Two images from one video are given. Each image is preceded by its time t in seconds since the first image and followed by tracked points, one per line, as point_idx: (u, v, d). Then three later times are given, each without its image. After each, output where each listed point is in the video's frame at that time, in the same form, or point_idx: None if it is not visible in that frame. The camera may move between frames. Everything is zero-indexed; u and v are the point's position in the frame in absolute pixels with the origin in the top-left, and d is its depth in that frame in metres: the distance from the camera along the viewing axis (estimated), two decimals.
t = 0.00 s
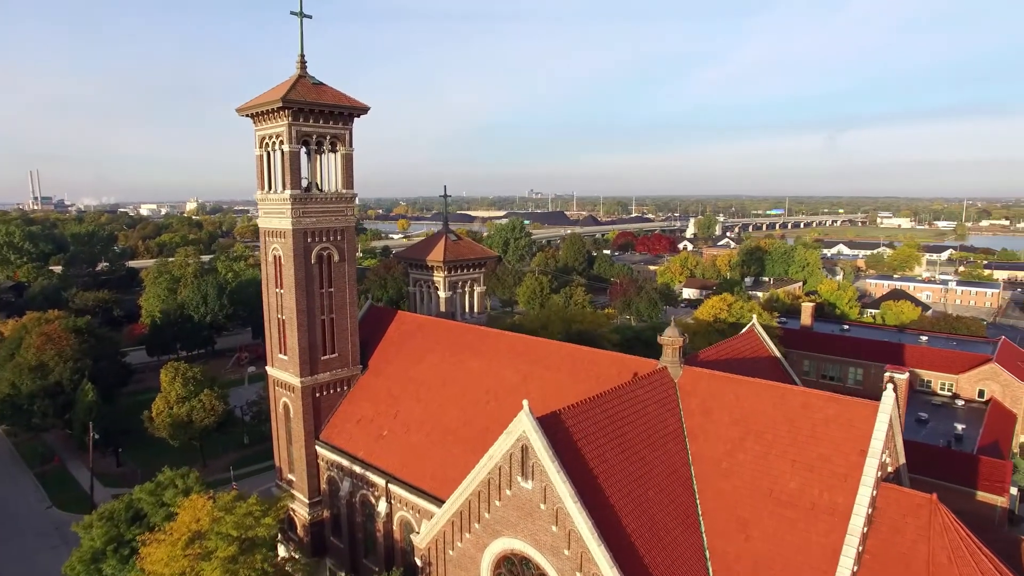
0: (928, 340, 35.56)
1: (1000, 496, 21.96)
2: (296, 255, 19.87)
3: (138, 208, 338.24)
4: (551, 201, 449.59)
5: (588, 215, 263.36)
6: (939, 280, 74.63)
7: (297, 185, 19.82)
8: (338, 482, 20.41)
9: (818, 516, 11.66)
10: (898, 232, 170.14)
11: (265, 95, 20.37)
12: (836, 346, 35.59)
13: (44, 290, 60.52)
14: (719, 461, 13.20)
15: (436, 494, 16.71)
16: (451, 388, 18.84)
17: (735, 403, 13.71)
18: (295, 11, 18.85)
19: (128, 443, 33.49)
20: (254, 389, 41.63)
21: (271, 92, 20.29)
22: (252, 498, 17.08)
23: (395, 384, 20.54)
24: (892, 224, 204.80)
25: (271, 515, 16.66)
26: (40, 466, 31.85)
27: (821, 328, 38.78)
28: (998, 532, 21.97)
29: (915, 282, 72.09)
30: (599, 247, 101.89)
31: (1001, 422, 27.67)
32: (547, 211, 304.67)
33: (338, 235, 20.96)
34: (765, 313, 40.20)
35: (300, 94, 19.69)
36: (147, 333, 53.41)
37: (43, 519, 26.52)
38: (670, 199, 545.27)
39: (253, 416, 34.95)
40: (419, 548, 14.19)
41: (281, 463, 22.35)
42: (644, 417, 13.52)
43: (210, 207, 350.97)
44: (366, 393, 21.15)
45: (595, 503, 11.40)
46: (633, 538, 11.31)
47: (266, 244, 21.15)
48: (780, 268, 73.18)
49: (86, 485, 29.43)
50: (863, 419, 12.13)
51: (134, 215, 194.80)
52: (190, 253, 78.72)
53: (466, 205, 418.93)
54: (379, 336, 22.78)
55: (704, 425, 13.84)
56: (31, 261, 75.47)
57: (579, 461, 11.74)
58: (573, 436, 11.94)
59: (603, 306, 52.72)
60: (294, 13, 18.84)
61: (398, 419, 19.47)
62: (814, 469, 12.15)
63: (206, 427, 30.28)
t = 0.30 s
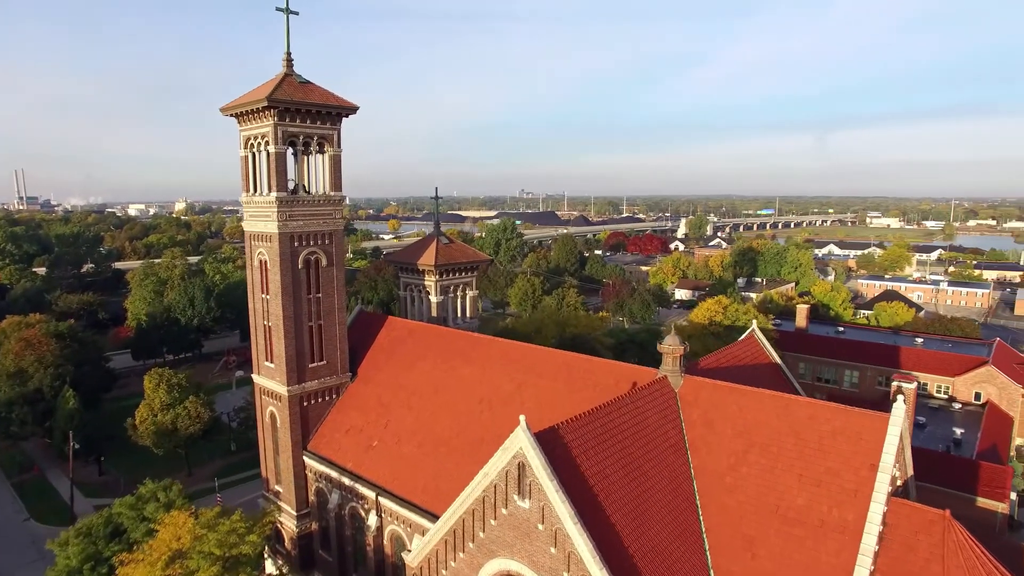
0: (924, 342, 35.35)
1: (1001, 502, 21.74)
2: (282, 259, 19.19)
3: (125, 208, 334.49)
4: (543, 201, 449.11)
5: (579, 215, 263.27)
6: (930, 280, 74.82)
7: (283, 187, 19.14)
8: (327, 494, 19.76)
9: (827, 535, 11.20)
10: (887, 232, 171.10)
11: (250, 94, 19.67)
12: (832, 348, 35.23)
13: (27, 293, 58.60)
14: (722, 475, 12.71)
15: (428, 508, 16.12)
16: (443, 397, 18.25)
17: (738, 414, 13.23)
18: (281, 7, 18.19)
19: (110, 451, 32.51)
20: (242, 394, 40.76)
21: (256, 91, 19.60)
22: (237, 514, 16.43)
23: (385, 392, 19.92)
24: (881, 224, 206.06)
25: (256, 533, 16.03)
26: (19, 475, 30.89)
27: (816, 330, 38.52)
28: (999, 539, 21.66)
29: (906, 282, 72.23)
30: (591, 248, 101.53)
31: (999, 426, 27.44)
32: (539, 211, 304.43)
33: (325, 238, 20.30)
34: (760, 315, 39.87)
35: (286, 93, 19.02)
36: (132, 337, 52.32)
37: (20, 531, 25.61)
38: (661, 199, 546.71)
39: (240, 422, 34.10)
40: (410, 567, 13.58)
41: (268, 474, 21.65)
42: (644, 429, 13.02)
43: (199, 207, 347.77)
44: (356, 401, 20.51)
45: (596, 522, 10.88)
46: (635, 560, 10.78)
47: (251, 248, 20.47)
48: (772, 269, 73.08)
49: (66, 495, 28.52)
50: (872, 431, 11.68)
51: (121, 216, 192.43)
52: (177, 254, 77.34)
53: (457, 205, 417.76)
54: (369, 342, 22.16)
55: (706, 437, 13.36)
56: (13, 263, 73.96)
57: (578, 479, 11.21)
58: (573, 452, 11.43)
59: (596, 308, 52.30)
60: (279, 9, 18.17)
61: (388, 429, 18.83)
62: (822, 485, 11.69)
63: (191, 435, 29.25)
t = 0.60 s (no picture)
0: (918, 345, 35.15)
1: (1002, 508, 21.48)
2: (267, 264, 18.51)
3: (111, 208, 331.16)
4: (533, 200, 448.75)
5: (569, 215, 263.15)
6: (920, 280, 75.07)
7: (268, 190, 18.47)
8: (315, 507, 19.11)
9: (838, 554, 10.75)
10: (876, 232, 172.13)
11: (234, 93, 18.96)
12: (827, 351, 34.95)
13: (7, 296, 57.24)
14: (726, 490, 12.25)
15: (419, 524, 15.53)
16: (435, 407, 17.66)
17: (743, 426, 12.75)
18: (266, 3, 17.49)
19: (91, 460, 31.59)
20: (228, 400, 39.93)
21: (240, 90, 18.89)
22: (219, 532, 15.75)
23: (376, 401, 19.29)
24: (869, 224, 207.35)
25: (239, 552, 15.37)
26: None
27: (811, 332, 38.25)
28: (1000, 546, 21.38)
29: (897, 283, 72.37)
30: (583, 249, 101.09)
31: (996, 430, 27.23)
32: (529, 211, 304.14)
33: (312, 242, 19.64)
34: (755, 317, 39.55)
35: (272, 93, 18.33)
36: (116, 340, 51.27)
37: None
38: (651, 199, 548.00)
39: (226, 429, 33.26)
40: None
41: (254, 486, 20.96)
42: (645, 443, 12.51)
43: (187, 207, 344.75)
44: (345, 410, 19.88)
45: (597, 544, 10.36)
46: None
47: (236, 253, 19.79)
48: (764, 269, 72.98)
49: (44, 506, 27.60)
50: (882, 446, 11.23)
51: (107, 215, 189.72)
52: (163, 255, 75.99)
53: (447, 205, 416.60)
54: (358, 349, 21.52)
55: (710, 451, 12.87)
56: None
57: (579, 498, 10.68)
58: (573, 470, 10.91)
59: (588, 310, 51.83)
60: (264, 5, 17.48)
61: (378, 440, 18.23)
62: (832, 502, 11.24)
63: (175, 443, 28.29)
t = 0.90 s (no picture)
0: (913, 347, 34.96)
1: (1001, 514, 21.21)
2: (251, 270, 17.82)
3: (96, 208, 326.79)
4: (523, 200, 448.14)
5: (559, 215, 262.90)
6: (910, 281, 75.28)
7: (252, 193, 17.78)
8: (302, 521, 18.45)
9: None
10: (864, 232, 173.16)
11: (216, 91, 18.24)
12: (822, 353, 34.67)
13: None
14: (732, 508, 11.77)
15: (409, 540, 14.95)
16: (426, 418, 17.06)
17: (748, 440, 12.28)
18: None
19: (69, 471, 30.60)
20: (213, 406, 39.03)
21: (223, 88, 18.18)
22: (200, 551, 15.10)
23: (365, 411, 18.66)
24: (857, 224, 208.64)
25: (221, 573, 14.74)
26: None
27: (805, 335, 37.98)
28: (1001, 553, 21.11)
29: (887, 283, 72.50)
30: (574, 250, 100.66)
31: (993, 432, 27.07)
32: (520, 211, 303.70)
33: (298, 246, 18.95)
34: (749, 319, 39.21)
35: (256, 91, 17.62)
36: (98, 345, 50.08)
37: None
38: (640, 199, 549.14)
39: (211, 437, 32.38)
40: None
41: (238, 499, 20.26)
42: (648, 459, 12.00)
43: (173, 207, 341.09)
44: (333, 420, 19.22)
45: (598, 569, 9.85)
46: None
47: (219, 258, 19.07)
48: (755, 270, 72.89)
49: (19, 519, 26.61)
50: (893, 461, 10.78)
51: (92, 216, 186.84)
52: (148, 257, 74.59)
53: (437, 205, 415.05)
54: (346, 356, 20.85)
55: (713, 465, 12.38)
56: None
57: (579, 519, 10.17)
58: (573, 490, 10.38)
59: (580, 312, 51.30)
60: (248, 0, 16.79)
61: (368, 452, 17.59)
62: (843, 520, 10.78)
63: (157, 453, 27.39)
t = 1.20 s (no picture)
0: (908, 349, 34.73)
1: (1003, 521, 20.76)
2: (235, 276, 17.12)
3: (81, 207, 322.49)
4: (514, 200, 447.58)
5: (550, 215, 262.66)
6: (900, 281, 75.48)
7: (236, 195, 17.09)
8: (289, 537, 17.79)
9: None
10: (853, 232, 174.17)
11: (198, 90, 17.52)
12: (817, 356, 34.42)
13: None
14: (738, 526, 11.28)
15: (401, 559, 14.33)
16: (418, 430, 16.45)
17: (755, 454, 11.78)
18: None
19: (47, 482, 29.67)
20: (199, 412, 38.14)
21: (205, 87, 17.47)
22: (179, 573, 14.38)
23: (354, 422, 18.01)
24: (845, 224, 209.98)
25: None
26: None
27: (800, 337, 37.71)
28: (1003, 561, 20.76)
29: (878, 283, 72.60)
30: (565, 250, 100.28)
31: (989, 437, 26.75)
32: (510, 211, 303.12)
33: (284, 251, 18.27)
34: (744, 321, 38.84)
35: (239, 90, 16.93)
36: (81, 349, 48.90)
37: None
38: (630, 199, 550.27)
39: (196, 445, 31.55)
40: None
41: (222, 513, 19.54)
42: (650, 476, 11.49)
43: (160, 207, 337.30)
44: (321, 431, 18.56)
45: None
46: None
47: (201, 264, 18.35)
48: (747, 271, 72.76)
49: None
50: (908, 478, 10.32)
51: (76, 217, 183.96)
52: (132, 258, 73.11)
53: (428, 205, 413.57)
54: (335, 364, 20.18)
55: (718, 481, 11.88)
56: None
57: (581, 543, 9.65)
58: (574, 512, 9.88)
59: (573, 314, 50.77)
60: None
61: (357, 465, 16.95)
62: (856, 540, 10.32)
63: (139, 464, 26.57)
